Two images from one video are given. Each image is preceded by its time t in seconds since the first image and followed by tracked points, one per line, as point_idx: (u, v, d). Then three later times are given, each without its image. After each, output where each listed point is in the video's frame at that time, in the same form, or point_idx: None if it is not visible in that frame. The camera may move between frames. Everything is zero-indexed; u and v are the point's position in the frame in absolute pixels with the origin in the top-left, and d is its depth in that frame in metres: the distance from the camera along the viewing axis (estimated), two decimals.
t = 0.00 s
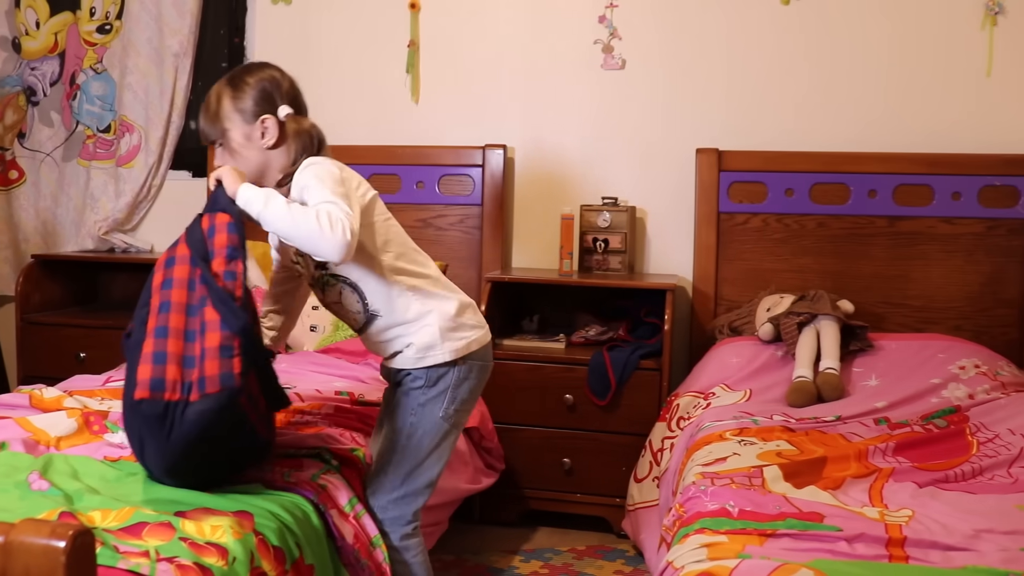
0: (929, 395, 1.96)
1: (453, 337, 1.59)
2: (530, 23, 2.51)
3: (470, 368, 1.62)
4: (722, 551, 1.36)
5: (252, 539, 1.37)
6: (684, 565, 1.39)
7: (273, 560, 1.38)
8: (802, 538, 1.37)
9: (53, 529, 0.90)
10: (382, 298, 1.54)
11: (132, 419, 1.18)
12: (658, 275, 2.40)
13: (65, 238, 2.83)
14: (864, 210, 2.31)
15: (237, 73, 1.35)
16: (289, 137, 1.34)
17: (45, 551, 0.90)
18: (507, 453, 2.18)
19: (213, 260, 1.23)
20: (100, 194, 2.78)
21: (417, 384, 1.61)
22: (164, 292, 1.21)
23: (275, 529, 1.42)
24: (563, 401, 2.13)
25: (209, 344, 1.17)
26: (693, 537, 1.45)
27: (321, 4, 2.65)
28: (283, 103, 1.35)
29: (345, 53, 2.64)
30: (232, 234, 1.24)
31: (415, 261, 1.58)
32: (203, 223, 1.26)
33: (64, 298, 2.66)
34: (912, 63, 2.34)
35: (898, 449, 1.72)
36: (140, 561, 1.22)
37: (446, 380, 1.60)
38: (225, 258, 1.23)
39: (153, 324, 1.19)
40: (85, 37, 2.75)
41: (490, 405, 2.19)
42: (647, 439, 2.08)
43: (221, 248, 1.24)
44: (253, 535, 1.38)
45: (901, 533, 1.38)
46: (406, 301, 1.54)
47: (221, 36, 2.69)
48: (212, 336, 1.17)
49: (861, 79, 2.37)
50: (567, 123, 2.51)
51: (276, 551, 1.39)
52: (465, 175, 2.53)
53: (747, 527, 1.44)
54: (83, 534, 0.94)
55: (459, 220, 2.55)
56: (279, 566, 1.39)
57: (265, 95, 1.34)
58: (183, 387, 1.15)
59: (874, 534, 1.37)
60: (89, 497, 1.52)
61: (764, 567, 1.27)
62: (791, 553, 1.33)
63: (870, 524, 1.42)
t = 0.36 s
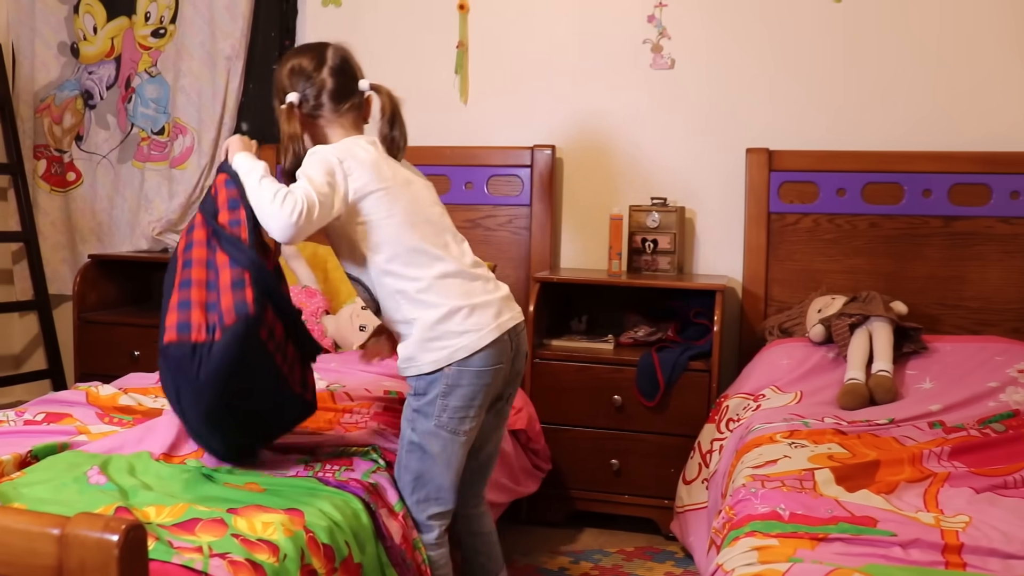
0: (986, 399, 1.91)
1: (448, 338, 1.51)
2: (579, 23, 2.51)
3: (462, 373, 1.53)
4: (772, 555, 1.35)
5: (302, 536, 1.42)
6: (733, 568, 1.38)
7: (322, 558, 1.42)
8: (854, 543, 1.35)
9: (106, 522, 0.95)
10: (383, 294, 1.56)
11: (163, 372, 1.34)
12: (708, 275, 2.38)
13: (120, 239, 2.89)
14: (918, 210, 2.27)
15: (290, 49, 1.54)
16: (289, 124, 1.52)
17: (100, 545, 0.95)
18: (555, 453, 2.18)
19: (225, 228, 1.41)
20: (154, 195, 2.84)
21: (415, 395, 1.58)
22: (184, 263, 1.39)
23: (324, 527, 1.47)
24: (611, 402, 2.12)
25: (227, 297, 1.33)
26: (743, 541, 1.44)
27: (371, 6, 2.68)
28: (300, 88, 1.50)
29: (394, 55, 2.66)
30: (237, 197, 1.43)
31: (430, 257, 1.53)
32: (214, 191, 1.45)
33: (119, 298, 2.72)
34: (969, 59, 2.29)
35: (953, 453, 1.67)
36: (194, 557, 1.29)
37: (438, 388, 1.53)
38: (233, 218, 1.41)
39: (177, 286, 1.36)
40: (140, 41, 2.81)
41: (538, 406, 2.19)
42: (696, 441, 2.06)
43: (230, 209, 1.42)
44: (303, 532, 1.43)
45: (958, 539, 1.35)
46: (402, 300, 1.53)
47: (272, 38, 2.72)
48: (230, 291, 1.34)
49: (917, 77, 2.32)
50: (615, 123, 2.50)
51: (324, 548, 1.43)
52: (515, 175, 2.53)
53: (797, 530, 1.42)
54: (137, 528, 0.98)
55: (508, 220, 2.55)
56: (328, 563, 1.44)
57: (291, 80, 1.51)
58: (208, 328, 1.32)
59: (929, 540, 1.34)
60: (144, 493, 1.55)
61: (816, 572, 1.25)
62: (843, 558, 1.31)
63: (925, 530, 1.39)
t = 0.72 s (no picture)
0: (1003, 401, 1.90)
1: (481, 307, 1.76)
2: (593, 23, 2.51)
3: (493, 338, 1.76)
4: (787, 556, 1.34)
5: (316, 536, 1.42)
6: (747, 569, 1.37)
7: (336, 557, 1.43)
8: (870, 545, 1.35)
9: (123, 521, 0.96)
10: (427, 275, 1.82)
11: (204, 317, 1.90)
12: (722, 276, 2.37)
13: (136, 239, 2.90)
14: (934, 211, 2.25)
15: (352, 118, 1.89)
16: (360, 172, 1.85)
17: (116, 544, 0.95)
18: (569, 454, 2.18)
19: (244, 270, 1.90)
20: (169, 196, 2.85)
21: (450, 362, 1.80)
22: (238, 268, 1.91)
23: (339, 527, 1.48)
24: (625, 403, 2.12)
25: (249, 319, 1.83)
26: (757, 542, 1.43)
27: (385, 7, 2.68)
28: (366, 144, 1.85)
29: (408, 56, 2.67)
30: (284, 252, 1.89)
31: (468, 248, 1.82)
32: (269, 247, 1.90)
33: (135, 298, 2.73)
34: (986, 58, 2.28)
35: (970, 455, 1.66)
36: (209, 556, 1.29)
37: (471, 351, 1.76)
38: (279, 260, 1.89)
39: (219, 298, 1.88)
40: (156, 43, 2.83)
41: (552, 406, 2.18)
42: (710, 442, 2.05)
43: (275, 269, 1.89)
44: (318, 532, 1.43)
45: (975, 542, 1.34)
46: (442, 278, 1.79)
47: (287, 40, 2.74)
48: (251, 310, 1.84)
49: (933, 76, 2.31)
50: (630, 124, 2.50)
51: (339, 548, 1.44)
52: (529, 176, 2.53)
53: (812, 532, 1.41)
54: (153, 527, 0.99)
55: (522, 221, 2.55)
56: (343, 563, 1.44)
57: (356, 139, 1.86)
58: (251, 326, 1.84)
59: (946, 542, 1.33)
60: (160, 492, 1.56)
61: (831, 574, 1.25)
62: (858, 560, 1.31)
63: (941, 532, 1.38)
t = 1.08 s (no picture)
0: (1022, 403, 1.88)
1: (515, 318, 1.78)
2: (608, 23, 2.50)
3: (525, 351, 1.79)
4: (803, 558, 1.34)
5: (332, 536, 1.43)
6: (763, 571, 1.37)
7: (352, 557, 1.43)
8: (887, 547, 1.34)
9: (140, 520, 0.97)
10: (462, 277, 1.83)
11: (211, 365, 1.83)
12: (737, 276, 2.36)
13: (153, 239, 2.92)
14: (952, 211, 2.24)
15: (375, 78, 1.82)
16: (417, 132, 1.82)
17: (134, 542, 0.96)
18: (584, 454, 2.17)
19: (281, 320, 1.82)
20: (186, 196, 2.86)
21: (480, 370, 1.82)
22: (267, 312, 1.84)
23: (354, 527, 1.48)
24: (641, 403, 2.11)
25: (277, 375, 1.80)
26: (773, 544, 1.43)
27: (400, 6, 2.68)
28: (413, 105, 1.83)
29: (423, 56, 2.67)
30: (329, 316, 1.80)
31: (503, 253, 1.83)
32: (309, 297, 1.82)
33: (152, 298, 2.75)
34: (1006, 57, 2.26)
35: (989, 457, 1.65)
36: (226, 555, 1.30)
37: (502, 362, 1.78)
38: (320, 326, 1.81)
39: (246, 332, 1.83)
40: (173, 44, 2.84)
41: (567, 407, 2.18)
42: (725, 443, 2.05)
43: (315, 328, 1.81)
44: (333, 531, 1.44)
45: (994, 545, 1.33)
46: (479, 283, 1.80)
47: (302, 41, 2.75)
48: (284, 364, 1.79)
49: (952, 75, 2.29)
50: (645, 124, 2.50)
51: (354, 548, 1.44)
52: (544, 176, 2.53)
53: (828, 533, 1.41)
54: (171, 526, 0.99)
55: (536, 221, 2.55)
56: (358, 563, 1.45)
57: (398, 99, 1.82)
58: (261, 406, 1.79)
59: (964, 545, 1.32)
60: (177, 491, 1.57)
61: None
62: (875, 562, 1.30)
63: (959, 535, 1.37)
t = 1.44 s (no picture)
0: None
1: (522, 320, 1.76)
2: (632, 24, 2.49)
3: (533, 351, 1.77)
4: (831, 562, 1.33)
5: (358, 536, 1.43)
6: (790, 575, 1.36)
7: (377, 558, 1.43)
8: (916, 552, 1.32)
9: (169, 519, 0.97)
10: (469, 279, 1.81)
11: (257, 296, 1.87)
12: (764, 278, 2.35)
13: (180, 241, 2.94)
14: (982, 212, 2.21)
15: (373, 92, 1.85)
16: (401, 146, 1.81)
17: (163, 540, 0.97)
18: (609, 456, 2.17)
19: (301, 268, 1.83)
20: (213, 198, 2.88)
21: (491, 372, 1.81)
22: (289, 260, 1.85)
23: (380, 528, 1.49)
24: (666, 406, 2.11)
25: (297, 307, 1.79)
26: (800, 547, 1.42)
27: (425, 8, 2.69)
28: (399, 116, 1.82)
29: (447, 58, 2.68)
30: (344, 267, 1.82)
31: (511, 254, 1.80)
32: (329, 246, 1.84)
33: (179, 299, 2.77)
34: None
35: (1021, 462, 1.63)
36: (253, 555, 1.31)
37: (511, 363, 1.77)
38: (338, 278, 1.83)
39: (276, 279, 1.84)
40: (200, 47, 2.87)
41: (592, 408, 2.18)
42: (751, 446, 2.04)
43: (330, 271, 1.82)
44: (359, 532, 1.44)
45: None
46: (485, 286, 1.78)
47: (328, 43, 2.76)
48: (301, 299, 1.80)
49: (982, 74, 2.27)
50: (670, 125, 2.49)
51: (380, 548, 1.44)
52: (569, 178, 2.53)
53: (857, 537, 1.39)
54: (199, 526, 1.00)
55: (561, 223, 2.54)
56: (384, 563, 1.45)
57: (386, 113, 1.83)
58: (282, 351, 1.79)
59: (996, 551, 1.31)
60: (204, 491, 1.58)
61: None
62: (904, 567, 1.29)
63: (991, 540, 1.36)
